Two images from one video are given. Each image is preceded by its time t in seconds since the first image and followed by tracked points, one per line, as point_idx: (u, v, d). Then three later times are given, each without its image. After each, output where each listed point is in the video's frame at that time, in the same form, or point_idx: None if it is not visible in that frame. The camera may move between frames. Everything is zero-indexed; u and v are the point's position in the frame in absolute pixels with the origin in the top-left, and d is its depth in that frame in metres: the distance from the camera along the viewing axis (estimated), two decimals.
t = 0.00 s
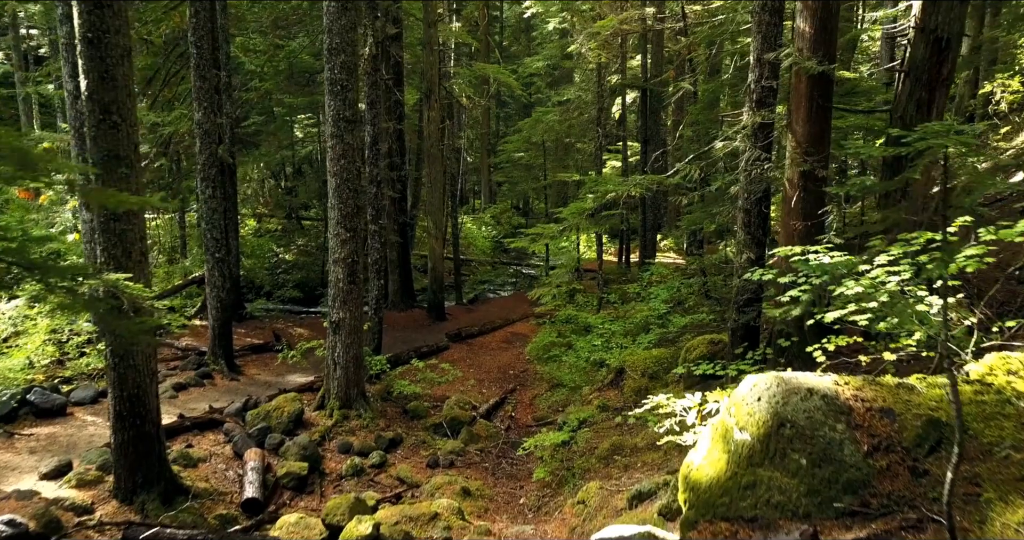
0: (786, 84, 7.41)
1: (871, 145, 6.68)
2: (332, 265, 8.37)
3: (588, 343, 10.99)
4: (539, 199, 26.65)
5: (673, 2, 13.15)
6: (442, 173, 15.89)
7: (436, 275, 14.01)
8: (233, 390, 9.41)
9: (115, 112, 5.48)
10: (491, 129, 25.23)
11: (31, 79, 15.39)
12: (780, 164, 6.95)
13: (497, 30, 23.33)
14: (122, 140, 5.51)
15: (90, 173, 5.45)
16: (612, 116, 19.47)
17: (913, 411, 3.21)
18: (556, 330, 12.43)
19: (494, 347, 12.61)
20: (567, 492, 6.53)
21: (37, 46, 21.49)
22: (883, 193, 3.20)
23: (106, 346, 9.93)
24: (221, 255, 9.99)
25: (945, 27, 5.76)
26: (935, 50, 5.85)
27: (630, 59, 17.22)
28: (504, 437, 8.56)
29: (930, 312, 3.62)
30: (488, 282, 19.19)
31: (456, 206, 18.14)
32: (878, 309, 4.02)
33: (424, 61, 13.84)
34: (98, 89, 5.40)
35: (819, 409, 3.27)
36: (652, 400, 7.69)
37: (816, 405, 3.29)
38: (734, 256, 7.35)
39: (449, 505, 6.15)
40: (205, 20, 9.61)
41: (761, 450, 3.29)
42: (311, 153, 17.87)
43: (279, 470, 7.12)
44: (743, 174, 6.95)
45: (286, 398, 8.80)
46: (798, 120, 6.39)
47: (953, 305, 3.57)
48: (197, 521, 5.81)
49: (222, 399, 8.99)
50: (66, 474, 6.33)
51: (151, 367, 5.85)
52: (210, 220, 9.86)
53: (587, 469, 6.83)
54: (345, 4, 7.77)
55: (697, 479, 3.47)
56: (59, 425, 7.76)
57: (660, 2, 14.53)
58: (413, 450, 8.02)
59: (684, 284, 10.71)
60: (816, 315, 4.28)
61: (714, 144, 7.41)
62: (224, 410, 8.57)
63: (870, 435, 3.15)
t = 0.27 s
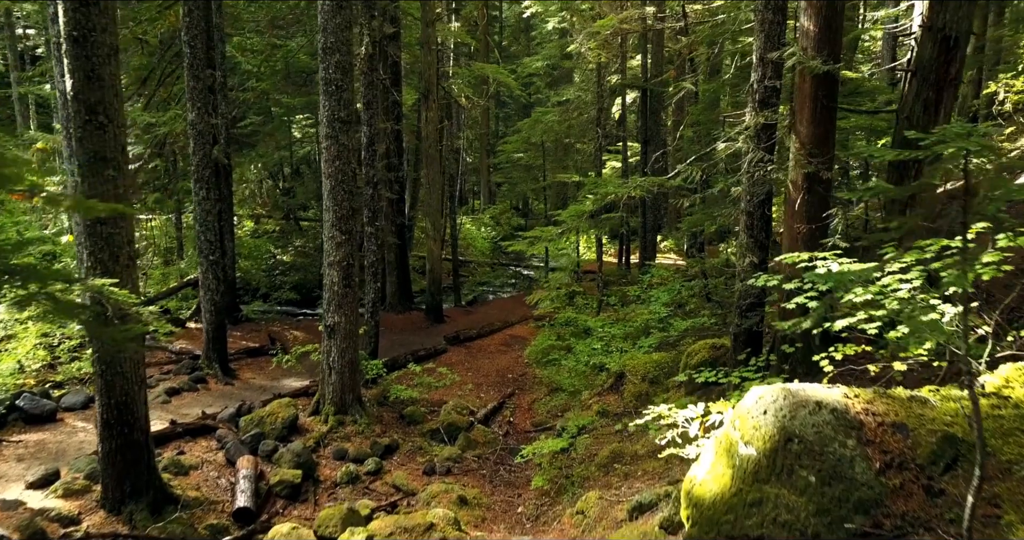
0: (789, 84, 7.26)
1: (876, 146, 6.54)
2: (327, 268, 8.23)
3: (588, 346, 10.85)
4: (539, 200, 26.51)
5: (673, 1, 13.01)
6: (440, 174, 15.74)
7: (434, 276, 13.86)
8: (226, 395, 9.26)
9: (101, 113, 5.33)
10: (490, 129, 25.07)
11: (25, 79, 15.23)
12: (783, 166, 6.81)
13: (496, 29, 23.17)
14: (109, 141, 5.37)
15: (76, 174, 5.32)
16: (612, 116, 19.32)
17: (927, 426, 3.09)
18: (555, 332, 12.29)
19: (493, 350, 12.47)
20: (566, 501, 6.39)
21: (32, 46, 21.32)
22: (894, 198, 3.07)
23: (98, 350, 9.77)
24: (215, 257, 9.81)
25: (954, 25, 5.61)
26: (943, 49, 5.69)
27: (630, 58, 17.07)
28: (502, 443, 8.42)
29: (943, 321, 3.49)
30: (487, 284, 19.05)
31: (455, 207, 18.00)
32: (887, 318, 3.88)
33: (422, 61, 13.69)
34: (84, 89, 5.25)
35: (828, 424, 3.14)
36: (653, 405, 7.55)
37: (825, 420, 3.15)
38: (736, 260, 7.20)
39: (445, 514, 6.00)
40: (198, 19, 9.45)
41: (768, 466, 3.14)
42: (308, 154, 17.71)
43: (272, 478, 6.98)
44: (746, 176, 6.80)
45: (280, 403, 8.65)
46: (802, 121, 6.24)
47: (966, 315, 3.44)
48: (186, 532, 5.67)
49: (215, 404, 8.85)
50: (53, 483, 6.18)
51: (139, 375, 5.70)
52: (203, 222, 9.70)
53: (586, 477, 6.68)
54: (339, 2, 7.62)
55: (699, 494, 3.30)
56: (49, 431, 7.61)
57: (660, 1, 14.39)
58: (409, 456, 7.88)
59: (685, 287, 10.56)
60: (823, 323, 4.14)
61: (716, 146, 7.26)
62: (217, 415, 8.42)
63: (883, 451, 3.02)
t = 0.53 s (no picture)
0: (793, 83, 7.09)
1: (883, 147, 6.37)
2: (320, 272, 8.05)
3: (587, 350, 10.68)
4: (539, 201, 26.34)
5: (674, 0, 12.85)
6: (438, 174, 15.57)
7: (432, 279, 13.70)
8: (218, 400, 9.08)
9: (83, 113, 5.17)
10: (489, 129, 24.90)
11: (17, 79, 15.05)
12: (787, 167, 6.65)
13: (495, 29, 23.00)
14: (92, 142, 5.22)
15: (58, 175, 5.18)
16: (612, 116, 19.16)
17: (945, 445, 2.95)
18: (554, 336, 12.12)
19: (491, 353, 12.30)
20: (564, 512, 6.22)
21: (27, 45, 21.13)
22: (913, 204, 2.91)
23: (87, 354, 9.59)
24: (207, 260, 9.59)
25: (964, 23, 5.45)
26: (952, 46, 5.52)
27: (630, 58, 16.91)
28: (499, 450, 8.24)
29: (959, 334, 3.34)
30: (486, 286, 18.89)
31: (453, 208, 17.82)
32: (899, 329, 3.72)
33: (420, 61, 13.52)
34: (66, 89, 5.08)
35: (840, 442, 2.95)
36: (653, 412, 7.38)
37: (837, 437, 2.97)
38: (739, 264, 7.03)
39: (439, 525, 5.83)
40: (190, 17, 9.27)
41: (777, 486, 2.96)
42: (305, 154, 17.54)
43: (263, 487, 6.81)
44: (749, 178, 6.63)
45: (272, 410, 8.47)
46: (807, 121, 6.07)
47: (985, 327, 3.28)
48: None
49: (207, 410, 8.67)
50: (37, 493, 6.01)
51: (124, 384, 5.54)
52: (196, 224, 9.51)
53: (586, 487, 6.51)
54: None
55: (703, 513, 3.17)
56: (35, 439, 7.43)
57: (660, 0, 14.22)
58: (404, 464, 7.71)
59: (686, 290, 10.40)
60: (832, 333, 3.97)
61: (718, 147, 7.08)
62: (208, 422, 8.24)
63: (898, 472, 2.86)
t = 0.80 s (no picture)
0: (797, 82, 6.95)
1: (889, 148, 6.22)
2: (315, 274, 7.90)
3: (587, 352, 10.53)
4: (538, 202, 26.19)
5: None
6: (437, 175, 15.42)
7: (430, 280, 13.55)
8: (211, 405, 8.93)
9: (68, 113, 5.03)
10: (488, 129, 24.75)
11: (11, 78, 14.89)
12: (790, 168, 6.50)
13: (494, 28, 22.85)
14: (77, 143, 5.07)
15: (42, 177, 5.04)
16: (612, 116, 19.01)
17: (962, 463, 2.82)
18: (553, 338, 11.97)
19: (490, 356, 12.16)
20: (563, 521, 6.08)
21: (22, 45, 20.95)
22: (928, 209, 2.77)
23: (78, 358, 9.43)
24: (201, 263, 9.41)
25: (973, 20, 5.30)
26: (961, 44, 5.38)
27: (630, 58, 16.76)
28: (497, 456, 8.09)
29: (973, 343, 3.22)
30: (484, 287, 18.75)
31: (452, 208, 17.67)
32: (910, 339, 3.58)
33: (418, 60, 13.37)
34: (50, 88, 4.94)
35: (852, 459, 2.82)
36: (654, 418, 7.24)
37: (849, 454, 2.84)
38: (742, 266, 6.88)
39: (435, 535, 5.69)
40: (184, 15, 9.12)
41: (785, 505, 2.82)
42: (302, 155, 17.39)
43: (255, 495, 6.67)
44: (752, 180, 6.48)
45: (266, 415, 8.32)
46: (811, 122, 5.93)
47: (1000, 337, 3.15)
48: None
49: (199, 415, 8.52)
50: (23, 502, 5.86)
51: (111, 391, 5.40)
52: (189, 226, 9.35)
53: (585, 495, 6.37)
54: None
55: (707, 531, 3.00)
56: (23, 446, 7.28)
57: None
58: (400, 470, 7.57)
59: (687, 292, 10.25)
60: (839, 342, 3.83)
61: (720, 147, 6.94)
62: (200, 428, 8.09)
63: (914, 491, 2.71)
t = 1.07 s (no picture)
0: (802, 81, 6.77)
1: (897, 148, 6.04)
2: (308, 278, 7.73)
3: (586, 356, 10.36)
4: (537, 202, 26.04)
5: None
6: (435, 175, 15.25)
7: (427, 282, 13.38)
8: (202, 411, 8.75)
9: (48, 112, 4.85)
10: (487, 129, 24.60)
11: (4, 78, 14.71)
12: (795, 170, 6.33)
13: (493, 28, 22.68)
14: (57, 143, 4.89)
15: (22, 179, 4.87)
16: (612, 116, 18.85)
17: (985, 485, 2.64)
18: (551, 341, 11.80)
19: (488, 359, 11.99)
20: (561, 533, 5.91)
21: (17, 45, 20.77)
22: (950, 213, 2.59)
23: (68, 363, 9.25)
24: (193, 266, 9.20)
25: (985, 16, 5.13)
26: (972, 42, 5.20)
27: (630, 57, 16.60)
28: (494, 463, 7.92)
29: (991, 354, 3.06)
30: (483, 289, 18.59)
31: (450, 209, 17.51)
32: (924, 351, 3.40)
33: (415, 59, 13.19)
34: (30, 86, 4.76)
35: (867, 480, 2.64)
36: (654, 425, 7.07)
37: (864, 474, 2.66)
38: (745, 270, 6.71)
39: None
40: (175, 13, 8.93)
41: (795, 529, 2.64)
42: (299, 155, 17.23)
43: (245, 504, 6.49)
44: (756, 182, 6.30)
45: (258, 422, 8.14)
46: (816, 122, 5.76)
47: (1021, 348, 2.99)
48: None
49: (190, 421, 8.34)
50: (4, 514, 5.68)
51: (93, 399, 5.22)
52: (181, 229, 9.16)
53: (584, 505, 6.20)
54: None
55: None
56: (8, 454, 7.10)
57: None
58: (394, 478, 7.39)
59: (688, 295, 10.08)
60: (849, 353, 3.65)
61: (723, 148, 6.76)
62: (190, 435, 7.90)
63: (934, 515, 2.53)
